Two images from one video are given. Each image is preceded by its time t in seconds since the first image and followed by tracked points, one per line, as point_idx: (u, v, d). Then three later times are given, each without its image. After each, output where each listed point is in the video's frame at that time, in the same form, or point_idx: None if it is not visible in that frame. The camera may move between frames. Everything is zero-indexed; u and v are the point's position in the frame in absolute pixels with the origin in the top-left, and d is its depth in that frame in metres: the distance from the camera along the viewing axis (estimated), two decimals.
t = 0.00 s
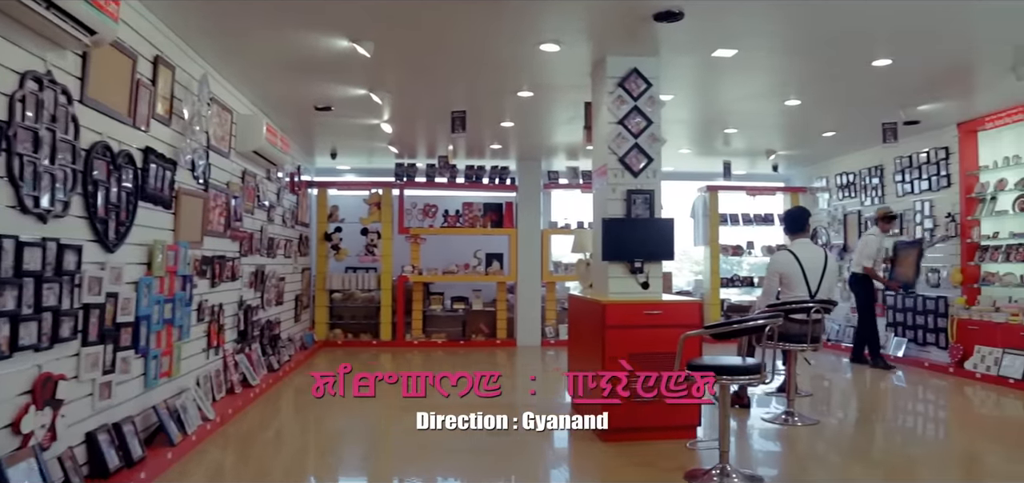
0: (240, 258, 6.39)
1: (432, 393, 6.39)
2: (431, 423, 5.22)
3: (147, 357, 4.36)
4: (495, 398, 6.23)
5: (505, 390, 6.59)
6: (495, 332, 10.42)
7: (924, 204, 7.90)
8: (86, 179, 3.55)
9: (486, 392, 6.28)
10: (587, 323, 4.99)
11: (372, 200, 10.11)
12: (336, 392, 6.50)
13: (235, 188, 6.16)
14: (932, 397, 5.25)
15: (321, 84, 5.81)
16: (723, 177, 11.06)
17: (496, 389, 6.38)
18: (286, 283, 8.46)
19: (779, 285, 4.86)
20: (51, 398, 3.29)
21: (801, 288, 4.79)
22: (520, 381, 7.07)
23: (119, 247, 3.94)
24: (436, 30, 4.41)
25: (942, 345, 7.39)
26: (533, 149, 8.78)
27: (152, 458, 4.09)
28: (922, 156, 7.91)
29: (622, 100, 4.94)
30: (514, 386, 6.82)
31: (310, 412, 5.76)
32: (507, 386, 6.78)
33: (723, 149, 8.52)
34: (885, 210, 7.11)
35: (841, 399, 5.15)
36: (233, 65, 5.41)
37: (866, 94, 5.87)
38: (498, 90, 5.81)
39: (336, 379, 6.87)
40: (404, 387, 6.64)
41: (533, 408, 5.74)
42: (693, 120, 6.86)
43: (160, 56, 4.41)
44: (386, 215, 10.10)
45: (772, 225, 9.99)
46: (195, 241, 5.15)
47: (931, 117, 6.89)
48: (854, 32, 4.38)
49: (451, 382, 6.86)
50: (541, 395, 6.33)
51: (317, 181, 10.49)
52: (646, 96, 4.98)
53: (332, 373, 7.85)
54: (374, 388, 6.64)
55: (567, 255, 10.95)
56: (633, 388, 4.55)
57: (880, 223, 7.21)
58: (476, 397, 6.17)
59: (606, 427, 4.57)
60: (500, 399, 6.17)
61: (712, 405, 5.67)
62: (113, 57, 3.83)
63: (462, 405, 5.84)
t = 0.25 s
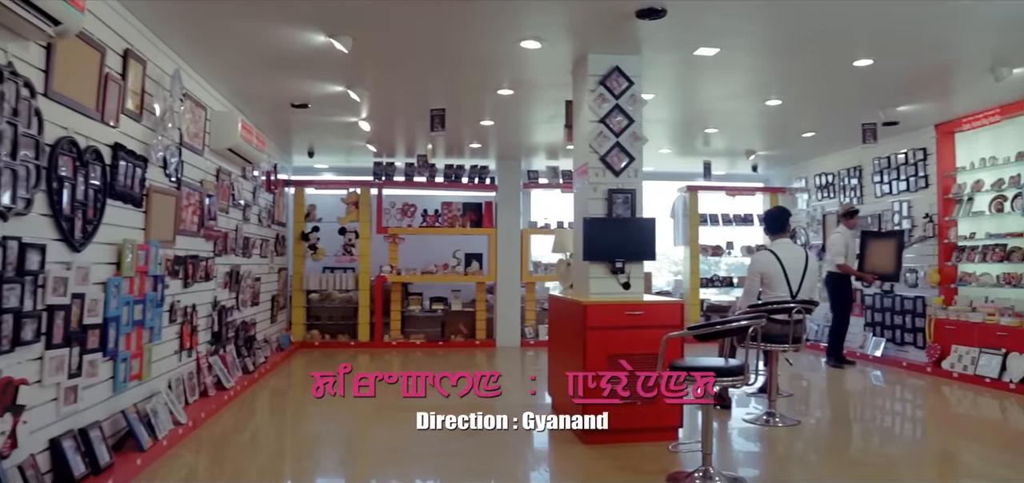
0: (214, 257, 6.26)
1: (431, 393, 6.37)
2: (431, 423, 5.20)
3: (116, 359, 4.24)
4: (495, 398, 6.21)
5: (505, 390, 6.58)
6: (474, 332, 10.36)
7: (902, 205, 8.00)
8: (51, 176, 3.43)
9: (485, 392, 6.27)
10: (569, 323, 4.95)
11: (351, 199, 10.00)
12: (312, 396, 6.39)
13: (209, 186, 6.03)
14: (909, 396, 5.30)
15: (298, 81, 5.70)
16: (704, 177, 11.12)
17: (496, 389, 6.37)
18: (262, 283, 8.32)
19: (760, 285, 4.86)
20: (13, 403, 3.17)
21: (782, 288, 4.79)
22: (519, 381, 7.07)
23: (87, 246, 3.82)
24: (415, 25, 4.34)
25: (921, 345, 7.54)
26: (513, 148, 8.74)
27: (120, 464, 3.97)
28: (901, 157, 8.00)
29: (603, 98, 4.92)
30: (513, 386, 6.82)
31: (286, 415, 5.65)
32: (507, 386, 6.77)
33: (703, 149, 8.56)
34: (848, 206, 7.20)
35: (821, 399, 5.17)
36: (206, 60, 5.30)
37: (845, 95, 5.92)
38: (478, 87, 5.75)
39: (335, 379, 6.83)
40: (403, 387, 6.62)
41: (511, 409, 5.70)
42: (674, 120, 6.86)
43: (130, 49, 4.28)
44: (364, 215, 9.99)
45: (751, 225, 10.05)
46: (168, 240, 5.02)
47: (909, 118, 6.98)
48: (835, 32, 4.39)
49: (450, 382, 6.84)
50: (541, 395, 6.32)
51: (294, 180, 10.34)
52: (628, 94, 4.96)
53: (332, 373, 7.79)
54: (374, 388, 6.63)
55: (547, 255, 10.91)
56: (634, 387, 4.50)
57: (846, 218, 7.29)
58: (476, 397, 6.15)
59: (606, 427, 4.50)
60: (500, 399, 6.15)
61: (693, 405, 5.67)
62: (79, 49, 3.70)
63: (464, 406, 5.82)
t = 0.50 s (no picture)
0: (188, 257, 6.13)
1: (431, 393, 6.34)
2: (430, 423, 5.16)
3: (85, 361, 4.11)
4: (495, 398, 6.19)
5: (505, 389, 6.56)
6: (454, 333, 10.28)
7: (881, 205, 8.09)
8: (14, 171, 3.32)
9: (485, 392, 6.25)
10: (551, 323, 4.92)
11: (328, 197, 9.85)
12: (289, 398, 6.28)
13: (183, 184, 5.90)
14: (888, 395, 5.35)
15: (274, 77, 5.60)
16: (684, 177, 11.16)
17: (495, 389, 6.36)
18: (238, 283, 8.18)
19: (742, 284, 4.86)
20: None
21: (764, 287, 4.80)
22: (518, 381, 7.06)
23: (53, 245, 3.70)
24: (395, 20, 4.29)
25: (900, 344, 7.64)
26: (493, 147, 8.69)
27: (88, 470, 3.85)
28: (880, 158, 8.10)
29: (585, 96, 4.89)
30: (513, 385, 6.81)
31: (263, 416, 5.55)
32: (507, 386, 6.76)
33: (684, 148, 8.59)
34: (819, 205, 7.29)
35: (801, 398, 5.20)
36: (180, 55, 5.17)
37: (824, 95, 5.96)
38: (458, 84, 5.70)
39: (335, 379, 6.79)
40: (405, 387, 6.57)
41: (491, 409, 5.65)
42: (655, 119, 6.87)
43: (99, 41, 4.16)
44: (342, 214, 9.86)
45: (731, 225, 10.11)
46: (139, 238, 4.90)
47: (888, 118, 7.05)
48: (816, 31, 4.41)
49: (451, 382, 6.82)
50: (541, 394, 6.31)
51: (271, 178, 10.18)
52: (610, 92, 4.94)
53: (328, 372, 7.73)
54: (375, 389, 6.58)
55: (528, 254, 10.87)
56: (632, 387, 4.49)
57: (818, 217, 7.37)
58: (476, 397, 6.12)
59: (606, 427, 4.48)
60: (500, 399, 6.13)
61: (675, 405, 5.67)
62: (43, 40, 3.57)
63: (462, 406, 5.77)
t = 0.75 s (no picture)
0: (163, 255, 6.01)
1: (432, 392, 6.30)
2: (431, 423, 5.11)
3: (54, 363, 3.99)
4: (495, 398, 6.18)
5: (505, 389, 6.57)
6: (435, 331, 10.20)
7: (863, 204, 8.17)
8: None
9: (486, 392, 6.24)
10: (533, 322, 4.89)
11: (308, 196, 9.75)
12: (267, 399, 6.17)
13: (158, 180, 5.77)
14: (870, 394, 5.39)
15: (253, 71, 5.50)
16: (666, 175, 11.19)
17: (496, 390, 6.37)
18: (215, 282, 8.04)
19: (726, 282, 4.86)
20: None
21: (748, 285, 4.81)
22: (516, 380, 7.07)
23: (19, 243, 3.58)
24: (376, 14, 4.22)
25: (881, 343, 7.69)
26: (475, 144, 8.64)
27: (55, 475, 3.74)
28: (861, 157, 8.18)
29: (569, 92, 4.84)
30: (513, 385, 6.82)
31: (242, 417, 5.45)
32: (507, 385, 6.76)
33: (666, 147, 8.61)
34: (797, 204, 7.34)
35: (784, 397, 5.21)
36: (155, 49, 5.05)
37: (806, 94, 5.99)
38: (440, 80, 5.64)
39: (334, 380, 6.75)
40: (406, 387, 6.53)
41: (474, 409, 5.60)
42: (638, 116, 6.86)
43: (68, 32, 4.05)
44: (323, 212, 9.74)
45: (713, 224, 10.14)
46: (113, 236, 4.78)
47: (870, 117, 7.10)
48: (800, 30, 4.42)
49: (452, 382, 6.81)
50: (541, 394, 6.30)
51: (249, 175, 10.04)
52: (594, 88, 4.90)
53: (321, 371, 7.67)
54: (377, 389, 6.53)
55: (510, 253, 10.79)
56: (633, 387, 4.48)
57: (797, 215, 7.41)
58: (476, 397, 6.11)
59: (606, 427, 4.49)
60: (500, 399, 6.11)
61: (659, 404, 5.66)
62: (9, 30, 3.45)
63: (462, 405, 5.75)
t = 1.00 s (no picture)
0: (136, 253, 5.87)
1: (434, 392, 6.23)
2: (430, 423, 5.04)
3: (20, 363, 3.87)
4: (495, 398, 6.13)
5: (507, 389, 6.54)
6: (415, 330, 10.11)
7: (843, 203, 8.24)
8: None
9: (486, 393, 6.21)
10: (515, 321, 4.84)
11: (286, 192, 9.62)
12: (243, 398, 6.06)
13: (131, 176, 5.64)
14: (849, 391, 5.42)
15: (228, 65, 5.38)
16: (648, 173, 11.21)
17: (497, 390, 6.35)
18: (190, 279, 7.89)
19: (709, 281, 4.86)
20: None
21: (731, 284, 4.80)
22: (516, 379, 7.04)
23: None
24: (355, 7, 4.15)
25: (861, 341, 7.76)
26: (455, 141, 8.57)
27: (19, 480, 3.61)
28: (841, 156, 8.25)
29: (551, 87, 4.80)
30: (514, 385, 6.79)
31: (218, 417, 5.35)
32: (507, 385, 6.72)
33: (647, 145, 8.62)
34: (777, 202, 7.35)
35: (765, 394, 5.23)
36: (126, 40, 4.92)
37: (786, 92, 6.01)
38: (420, 75, 5.57)
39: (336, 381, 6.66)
40: (407, 387, 6.48)
41: (454, 408, 5.54)
42: (619, 113, 6.85)
43: (34, 22, 3.92)
44: (300, 209, 9.61)
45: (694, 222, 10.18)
46: (83, 232, 4.65)
47: (851, 116, 7.15)
48: (782, 28, 4.43)
49: (452, 382, 6.75)
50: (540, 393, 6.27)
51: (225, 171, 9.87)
52: (577, 83, 4.85)
53: (306, 370, 7.58)
54: (376, 389, 6.46)
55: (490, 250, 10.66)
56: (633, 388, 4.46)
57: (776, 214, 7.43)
58: (477, 397, 6.06)
59: (605, 428, 4.50)
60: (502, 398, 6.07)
61: (641, 403, 5.64)
62: None
63: (463, 404, 5.69)
